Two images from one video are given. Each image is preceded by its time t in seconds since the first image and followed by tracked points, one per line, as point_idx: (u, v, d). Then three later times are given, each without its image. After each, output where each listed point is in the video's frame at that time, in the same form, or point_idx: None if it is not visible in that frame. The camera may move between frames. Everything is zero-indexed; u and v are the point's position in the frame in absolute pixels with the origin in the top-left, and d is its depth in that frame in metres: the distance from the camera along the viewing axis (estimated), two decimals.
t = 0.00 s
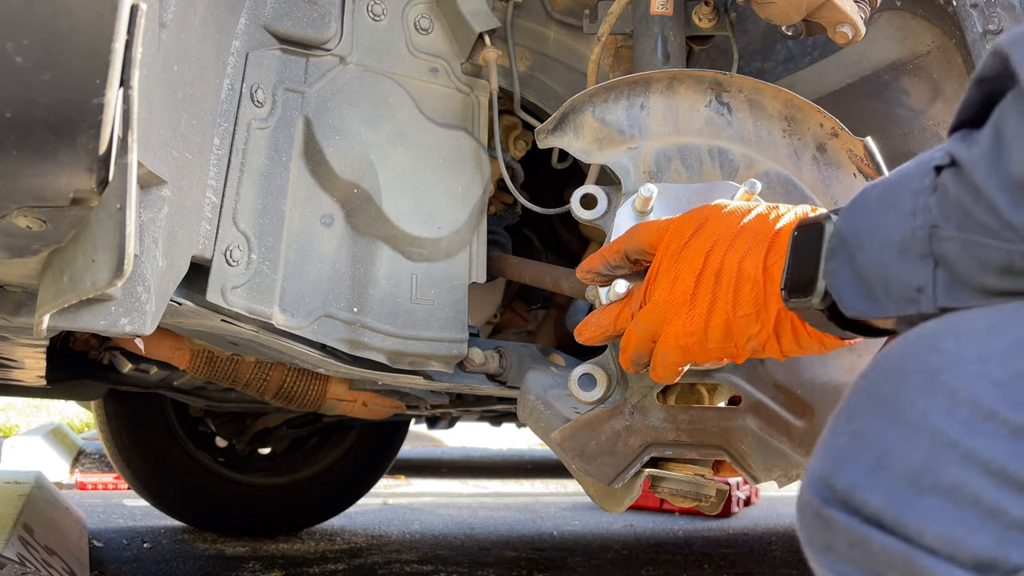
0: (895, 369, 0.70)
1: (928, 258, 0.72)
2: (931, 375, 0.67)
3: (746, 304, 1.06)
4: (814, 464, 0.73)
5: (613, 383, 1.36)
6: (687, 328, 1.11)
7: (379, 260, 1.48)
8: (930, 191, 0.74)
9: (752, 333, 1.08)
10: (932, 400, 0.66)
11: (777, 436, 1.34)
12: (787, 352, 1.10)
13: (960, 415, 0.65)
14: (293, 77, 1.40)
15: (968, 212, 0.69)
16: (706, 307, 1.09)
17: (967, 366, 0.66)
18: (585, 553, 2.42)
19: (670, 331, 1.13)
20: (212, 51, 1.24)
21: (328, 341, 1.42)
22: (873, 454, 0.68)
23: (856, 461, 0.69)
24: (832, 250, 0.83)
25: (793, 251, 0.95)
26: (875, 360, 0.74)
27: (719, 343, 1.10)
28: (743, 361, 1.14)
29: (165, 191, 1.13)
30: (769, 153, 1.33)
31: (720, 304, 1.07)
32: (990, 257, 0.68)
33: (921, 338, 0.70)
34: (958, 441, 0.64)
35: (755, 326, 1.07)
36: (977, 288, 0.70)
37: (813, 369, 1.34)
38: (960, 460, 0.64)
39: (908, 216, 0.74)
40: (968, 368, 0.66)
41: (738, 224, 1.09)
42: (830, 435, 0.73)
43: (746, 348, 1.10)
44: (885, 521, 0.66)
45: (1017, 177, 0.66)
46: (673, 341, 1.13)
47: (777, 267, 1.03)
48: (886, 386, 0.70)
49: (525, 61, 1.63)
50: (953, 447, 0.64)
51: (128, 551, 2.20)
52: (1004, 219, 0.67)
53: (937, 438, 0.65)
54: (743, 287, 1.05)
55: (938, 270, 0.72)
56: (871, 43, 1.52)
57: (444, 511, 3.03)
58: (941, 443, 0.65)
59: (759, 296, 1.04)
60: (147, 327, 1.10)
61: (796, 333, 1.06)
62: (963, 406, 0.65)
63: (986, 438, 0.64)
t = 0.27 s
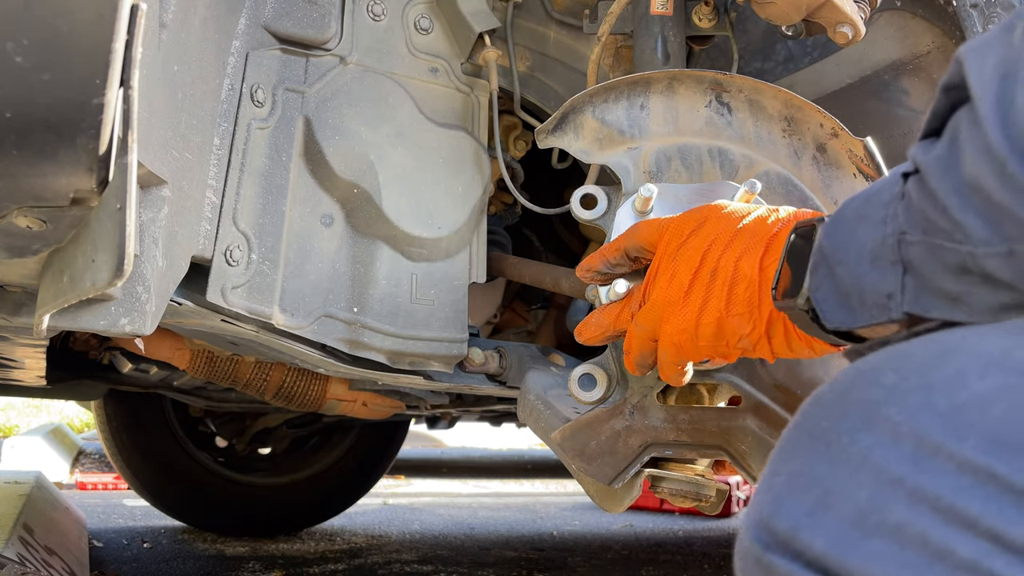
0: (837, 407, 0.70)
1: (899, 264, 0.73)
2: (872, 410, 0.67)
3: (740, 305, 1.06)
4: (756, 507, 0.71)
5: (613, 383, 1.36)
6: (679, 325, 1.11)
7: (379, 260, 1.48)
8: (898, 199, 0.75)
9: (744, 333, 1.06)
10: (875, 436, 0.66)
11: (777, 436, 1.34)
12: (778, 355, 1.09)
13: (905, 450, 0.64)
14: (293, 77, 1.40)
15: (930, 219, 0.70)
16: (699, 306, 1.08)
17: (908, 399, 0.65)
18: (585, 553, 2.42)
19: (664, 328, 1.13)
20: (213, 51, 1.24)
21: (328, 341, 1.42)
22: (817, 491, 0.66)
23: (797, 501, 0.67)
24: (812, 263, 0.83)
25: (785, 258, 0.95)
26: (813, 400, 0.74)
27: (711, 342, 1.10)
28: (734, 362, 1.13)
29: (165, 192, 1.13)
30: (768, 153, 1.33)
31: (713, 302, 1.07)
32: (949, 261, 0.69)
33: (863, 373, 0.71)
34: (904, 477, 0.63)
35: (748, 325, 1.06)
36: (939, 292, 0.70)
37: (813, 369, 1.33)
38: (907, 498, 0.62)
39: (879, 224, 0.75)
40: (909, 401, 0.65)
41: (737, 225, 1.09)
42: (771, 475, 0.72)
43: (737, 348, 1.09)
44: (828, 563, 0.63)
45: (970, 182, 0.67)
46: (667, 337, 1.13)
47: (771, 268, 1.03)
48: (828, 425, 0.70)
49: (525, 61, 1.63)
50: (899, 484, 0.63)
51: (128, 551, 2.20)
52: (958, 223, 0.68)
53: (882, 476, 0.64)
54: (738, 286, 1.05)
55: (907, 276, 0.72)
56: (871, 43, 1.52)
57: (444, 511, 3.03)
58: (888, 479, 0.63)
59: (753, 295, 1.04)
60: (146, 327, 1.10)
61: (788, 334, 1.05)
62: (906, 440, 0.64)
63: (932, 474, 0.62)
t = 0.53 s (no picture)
0: (810, 437, 0.72)
1: (893, 267, 0.73)
2: (845, 441, 0.68)
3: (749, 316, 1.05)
4: (734, 536, 0.74)
5: (613, 383, 1.36)
6: (689, 334, 1.10)
7: (379, 261, 1.48)
8: (903, 203, 0.74)
9: (754, 344, 1.08)
10: (848, 467, 0.67)
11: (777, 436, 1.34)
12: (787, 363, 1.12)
13: (878, 483, 0.65)
14: (293, 77, 1.40)
15: (923, 220, 0.70)
16: (710, 316, 1.08)
17: (879, 429, 0.66)
18: (585, 553, 2.42)
19: (673, 337, 1.13)
20: (212, 51, 1.24)
21: (328, 341, 1.42)
22: (791, 524, 0.69)
23: (772, 533, 0.70)
24: (818, 268, 0.85)
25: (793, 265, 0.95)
26: (788, 428, 0.76)
27: (721, 351, 1.11)
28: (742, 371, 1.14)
29: (165, 192, 1.13)
30: (768, 153, 1.34)
31: (724, 313, 1.07)
32: (937, 260, 0.68)
33: (835, 403, 0.72)
34: (878, 512, 0.64)
35: (758, 336, 1.06)
36: (925, 292, 0.70)
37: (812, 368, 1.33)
38: (881, 532, 0.64)
39: (881, 228, 0.75)
40: (881, 432, 0.66)
41: (745, 233, 1.09)
42: (748, 505, 0.75)
43: (746, 357, 1.10)
44: None
45: (958, 183, 0.67)
46: (677, 346, 1.13)
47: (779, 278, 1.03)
48: (801, 455, 0.72)
49: (525, 61, 1.63)
50: (873, 518, 0.64)
51: (128, 551, 2.20)
52: (946, 223, 0.67)
53: (855, 509, 0.65)
54: (748, 297, 1.05)
55: (898, 277, 0.73)
56: (871, 43, 1.52)
57: (443, 511, 3.03)
58: (861, 512, 0.65)
59: (763, 306, 1.04)
60: (146, 327, 1.10)
61: (797, 343, 1.09)
62: (879, 472, 0.65)
63: (905, 507, 0.63)
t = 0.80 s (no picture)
0: (818, 448, 0.69)
1: (904, 269, 0.73)
2: (856, 454, 0.65)
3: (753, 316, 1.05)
4: (737, 553, 0.71)
5: (613, 383, 1.36)
6: (694, 335, 1.11)
7: (379, 261, 1.48)
8: (911, 205, 0.74)
9: (759, 344, 1.07)
10: (859, 482, 0.64)
11: (777, 436, 1.34)
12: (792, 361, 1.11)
13: (891, 499, 0.62)
14: (293, 77, 1.40)
15: (932, 223, 0.70)
16: (713, 316, 1.08)
17: (892, 443, 0.64)
18: (585, 553, 2.42)
19: (678, 338, 1.14)
20: (212, 51, 1.24)
21: (328, 341, 1.42)
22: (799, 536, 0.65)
23: (780, 549, 0.66)
24: (827, 271, 0.85)
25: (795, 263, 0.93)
26: (793, 438, 0.73)
27: (726, 351, 1.10)
28: (748, 370, 1.14)
29: (165, 192, 1.13)
30: (768, 152, 1.33)
31: (727, 313, 1.07)
32: (948, 263, 0.68)
33: (843, 414, 0.69)
34: (893, 529, 0.61)
35: (763, 336, 1.06)
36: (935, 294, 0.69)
37: (813, 369, 1.32)
38: (896, 552, 0.61)
39: (890, 229, 0.75)
40: (894, 446, 0.64)
41: (745, 231, 1.09)
42: (751, 519, 0.71)
43: (751, 357, 1.10)
44: None
45: (968, 185, 0.67)
46: (682, 347, 1.14)
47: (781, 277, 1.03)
48: (809, 467, 0.69)
49: (525, 61, 1.63)
50: (888, 537, 0.61)
51: (128, 550, 2.20)
52: (957, 226, 0.67)
53: (868, 527, 0.62)
54: (750, 296, 1.05)
55: (909, 279, 0.72)
56: (871, 43, 1.52)
57: (443, 511, 3.03)
58: (873, 526, 0.62)
59: (767, 305, 1.04)
60: (147, 327, 1.10)
61: (802, 342, 1.08)
62: (892, 489, 0.62)
63: (921, 526, 0.60)
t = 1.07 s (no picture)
0: (830, 438, 0.63)
1: (910, 271, 0.71)
2: (869, 445, 0.60)
3: (753, 317, 1.05)
4: (745, 547, 0.64)
5: (613, 383, 1.36)
6: (694, 336, 1.11)
7: (379, 260, 1.48)
8: (914, 207, 0.73)
9: (759, 345, 1.07)
10: (871, 473, 0.59)
11: (776, 436, 1.34)
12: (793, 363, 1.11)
13: (905, 492, 0.57)
14: (293, 77, 1.40)
15: (937, 224, 0.67)
16: (714, 317, 1.08)
17: (906, 434, 0.59)
18: (585, 553, 2.42)
19: (679, 338, 1.14)
20: (212, 51, 1.24)
21: (328, 341, 1.42)
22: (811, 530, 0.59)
23: (791, 540, 0.60)
24: (840, 279, 0.83)
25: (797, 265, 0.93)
26: (803, 427, 0.68)
27: (727, 352, 1.10)
28: (748, 372, 1.14)
29: (165, 192, 1.13)
30: (768, 153, 1.33)
31: (727, 314, 1.07)
32: (955, 263, 0.65)
33: (856, 404, 0.64)
34: (907, 522, 0.55)
35: (763, 337, 1.06)
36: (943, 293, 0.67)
37: (813, 368, 1.32)
38: (910, 544, 0.55)
39: (894, 234, 0.73)
40: (908, 437, 0.58)
41: (745, 233, 1.09)
42: (760, 510, 0.66)
43: (752, 358, 1.10)
44: None
45: (970, 183, 0.65)
46: (682, 348, 1.14)
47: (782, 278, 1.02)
48: (820, 458, 0.63)
49: (525, 61, 1.63)
50: (902, 530, 0.56)
51: (128, 550, 2.21)
52: (964, 224, 0.65)
53: (882, 519, 0.57)
54: (751, 297, 1.05)
55: (916, 282, 0.70)
56: (871, 43, 1.52)
57: (444, 511, 3.04)
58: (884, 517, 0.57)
59: (767, 306, 1.04)
60: (147, 327, 1.10)
61: (802, 343, 1.07)
62: (906, 480, 0.57)
63: (936, 519, 0.55)
